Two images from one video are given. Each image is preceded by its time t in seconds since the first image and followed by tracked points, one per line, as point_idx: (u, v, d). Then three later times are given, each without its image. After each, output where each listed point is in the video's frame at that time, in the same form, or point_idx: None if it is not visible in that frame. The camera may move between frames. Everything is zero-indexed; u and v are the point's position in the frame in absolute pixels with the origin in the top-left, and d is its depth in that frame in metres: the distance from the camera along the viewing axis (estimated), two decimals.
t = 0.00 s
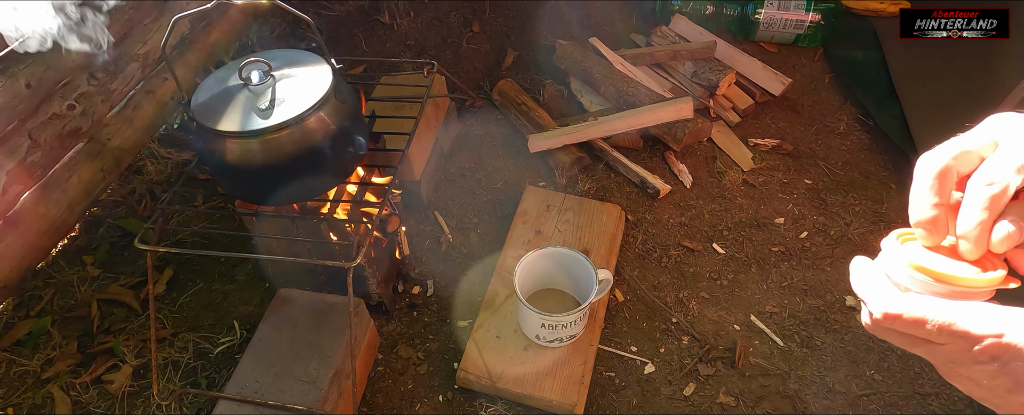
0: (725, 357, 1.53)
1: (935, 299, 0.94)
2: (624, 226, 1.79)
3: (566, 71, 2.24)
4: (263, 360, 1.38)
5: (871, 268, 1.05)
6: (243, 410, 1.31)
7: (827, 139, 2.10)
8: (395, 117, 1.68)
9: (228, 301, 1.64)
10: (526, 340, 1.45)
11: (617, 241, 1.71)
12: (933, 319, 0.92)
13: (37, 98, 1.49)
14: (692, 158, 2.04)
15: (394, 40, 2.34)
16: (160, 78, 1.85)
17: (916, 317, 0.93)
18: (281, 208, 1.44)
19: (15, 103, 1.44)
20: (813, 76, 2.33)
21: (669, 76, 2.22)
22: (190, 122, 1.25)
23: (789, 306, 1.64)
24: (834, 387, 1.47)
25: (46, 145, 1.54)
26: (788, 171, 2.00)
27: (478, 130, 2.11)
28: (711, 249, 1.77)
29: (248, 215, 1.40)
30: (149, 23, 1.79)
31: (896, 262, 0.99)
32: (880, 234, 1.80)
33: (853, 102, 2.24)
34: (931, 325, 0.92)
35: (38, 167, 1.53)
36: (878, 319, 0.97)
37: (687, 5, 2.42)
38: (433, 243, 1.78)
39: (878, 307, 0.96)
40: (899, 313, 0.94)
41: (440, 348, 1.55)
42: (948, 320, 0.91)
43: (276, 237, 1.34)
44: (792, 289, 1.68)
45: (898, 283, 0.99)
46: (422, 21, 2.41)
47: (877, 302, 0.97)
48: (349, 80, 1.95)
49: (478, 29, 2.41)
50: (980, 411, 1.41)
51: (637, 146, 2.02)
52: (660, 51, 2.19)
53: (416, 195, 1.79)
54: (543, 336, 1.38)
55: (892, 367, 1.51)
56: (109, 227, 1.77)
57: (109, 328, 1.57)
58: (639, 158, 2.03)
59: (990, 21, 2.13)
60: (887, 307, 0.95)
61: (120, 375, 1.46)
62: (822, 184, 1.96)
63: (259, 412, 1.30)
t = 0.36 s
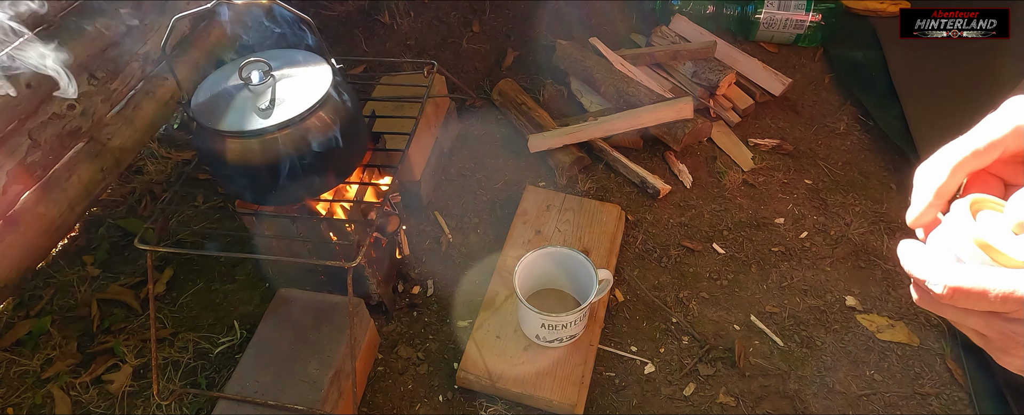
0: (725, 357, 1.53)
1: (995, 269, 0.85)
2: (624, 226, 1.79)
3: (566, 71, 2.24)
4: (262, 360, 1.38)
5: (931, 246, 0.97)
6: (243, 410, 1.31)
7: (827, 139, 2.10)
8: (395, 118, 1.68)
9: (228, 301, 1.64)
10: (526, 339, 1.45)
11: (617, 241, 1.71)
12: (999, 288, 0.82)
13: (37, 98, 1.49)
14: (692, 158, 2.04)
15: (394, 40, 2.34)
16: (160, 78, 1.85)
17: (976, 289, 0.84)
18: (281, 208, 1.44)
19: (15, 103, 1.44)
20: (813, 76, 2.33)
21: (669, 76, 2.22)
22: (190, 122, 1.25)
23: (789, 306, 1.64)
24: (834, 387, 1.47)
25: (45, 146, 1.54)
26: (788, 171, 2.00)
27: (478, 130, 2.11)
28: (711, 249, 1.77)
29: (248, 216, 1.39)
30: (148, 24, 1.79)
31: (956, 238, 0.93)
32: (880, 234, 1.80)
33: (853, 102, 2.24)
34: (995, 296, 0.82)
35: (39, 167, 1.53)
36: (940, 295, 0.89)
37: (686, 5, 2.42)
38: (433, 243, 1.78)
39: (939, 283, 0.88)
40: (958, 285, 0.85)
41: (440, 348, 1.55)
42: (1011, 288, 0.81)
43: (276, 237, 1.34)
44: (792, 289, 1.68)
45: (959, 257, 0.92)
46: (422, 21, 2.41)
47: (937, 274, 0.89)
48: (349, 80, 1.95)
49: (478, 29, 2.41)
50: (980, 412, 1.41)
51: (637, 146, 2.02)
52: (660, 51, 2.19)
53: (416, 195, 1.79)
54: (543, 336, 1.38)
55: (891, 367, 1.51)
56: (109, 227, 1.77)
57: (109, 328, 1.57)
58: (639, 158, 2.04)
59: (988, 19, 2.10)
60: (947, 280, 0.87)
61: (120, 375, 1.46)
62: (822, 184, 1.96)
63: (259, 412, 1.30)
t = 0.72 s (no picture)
0: (725, 357, 1.53)
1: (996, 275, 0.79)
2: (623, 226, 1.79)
3: (566, 71, 2.24)
4: (262, 360, 1.38)
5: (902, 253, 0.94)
6: (243, 410, 1.31)
7: (827, 139, 2.10)
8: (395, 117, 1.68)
9: (228, 301, 1.64)
10: (526, 339, 1.45)
11: (617, 241, 1.71)
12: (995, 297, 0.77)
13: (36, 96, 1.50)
14: (692, 158, 2.04)
15: (394, 40, 2.34)
16: (161, 78, 1.85)
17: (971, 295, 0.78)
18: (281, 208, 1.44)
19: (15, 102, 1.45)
20: (813, 76, 2.33)
21: (669, 76, 2.22)
22: (191, 122, 1.25)
23: (789, 306, 1.64)
24: (834, 387, 1.47)
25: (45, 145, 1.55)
26: (788, 171, 2.00)
27: (478, 130, 2.11)
28: (711, 249, 1.77)
29: (248, 215, 1.39)
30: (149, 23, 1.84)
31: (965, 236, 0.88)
32: (881, 234, 1.80)
33: (853, 102, 2.24)
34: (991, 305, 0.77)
35: (38, 167, 1.55)
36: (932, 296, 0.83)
37: (687, 5, 2.42)
38: (433, 243, 1.78)
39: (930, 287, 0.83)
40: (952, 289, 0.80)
41: (440, 348, 1.55)
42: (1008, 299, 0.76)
43: (276, 237, 1.33)
44: (792, 289, 1.68)
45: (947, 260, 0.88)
46: (422, 21, 2.41)
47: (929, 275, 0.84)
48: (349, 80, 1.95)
49: (478, 29, 2.41)
50: (981, 412, 1.41)
51: (637, 146, 2.02)
52: (660, 51, 2.19)
53: (416, 195, 1.79)
54: (543, 336, 1.38)
55: (892, 367, 1.51)
56: (109, 227, 1.77)
57: (109, 328, 1.57)
58: (639, 158, 2.04)
59: (989, 20, 2.11)
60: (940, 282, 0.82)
61: (120, 375, 1.46)
62: (822, 184, 1.96)
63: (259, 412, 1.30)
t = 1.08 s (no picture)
0: (725, 357, 1.53)
1: None
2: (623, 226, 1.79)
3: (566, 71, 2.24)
4: (262, 360, 1.38)
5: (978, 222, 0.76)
6: (243, 410, 1.31)
7: (827, 139, 2.10)
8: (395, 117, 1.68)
9: (228, 301, 1.64)
10: (526, 340, 1.45)
11: (617, 241, 1.71)
12: None
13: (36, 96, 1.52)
14: (692, 158, 2.04)
15: (394, 40, 2.34)
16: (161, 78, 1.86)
17: None
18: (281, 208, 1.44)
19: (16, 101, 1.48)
20: (813, 76, 2.33)
21: (669, 76, 2.22)
22: (191, 122, 1.25)
23: (789, 306, 1.64)
24: (834, 387, 1.47)
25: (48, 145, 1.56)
26: (788, 171, 2.00)
27: (478, 130, 2.11)
28: (711, 249, 1.77)
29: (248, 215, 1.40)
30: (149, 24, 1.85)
31: None
32: (881, 234, 1.80)
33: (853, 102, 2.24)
34: None
35: (38, 166, 1.54)
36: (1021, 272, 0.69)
37: (687, 5, 2.42)
38: (433, 243, 1.78)
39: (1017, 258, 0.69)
40: None
41: (440, 348, 1.55)
42: None
43: (276, 237, 1.33)
44: (792, 289, 1.68)
45: None
46: (422, 21, 2.42)
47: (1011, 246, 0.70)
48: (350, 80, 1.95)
49: (478, 29, 2.41)
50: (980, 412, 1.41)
51: (636, 146, 2.02)
52: (661, 51, 2.19)
53: (416, 195, 1.79)
54: (542, 336, 1.38)
55: (892, 367, 1.51)
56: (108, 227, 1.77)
57: (109, 328, 1.57)
58: (639, 158, 2.04)
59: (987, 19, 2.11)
60: None
61: (121, 374, 1.46)
62: (822, 184, 1.96)
63: (259, 412, 1.30)
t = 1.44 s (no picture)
0: (725, 357, 1.53)
1: None
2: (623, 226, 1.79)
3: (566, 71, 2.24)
4: (262, 360, 1.38)
5: None
6: (243, 410, 1.30)
7: (827, 140, 2.10)
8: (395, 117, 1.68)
9: (228, 301, 1.64)
10: (526, 340, 1.45)
11: (617, 241, 1.71)
12: None
13: (36, 98, 1.54)
14: (692, 158, 2.04)
15: (394, 40, 2.34)
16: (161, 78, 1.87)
17: None
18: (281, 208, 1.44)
19: (15, 102, 1.49)
20: (813, 76, 2.33)
21: (669, 76, 2.22)
22: (191, 122, 1.25)
23: (789, 306, 1.64)
24: (834, 387, 1.47)
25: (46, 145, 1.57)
26: (788, 171, 2.00)
27: (478, 130, 2.11)
28: (711, 249, 1.77)
29: (248, 215, 1.39)
30: (149, 23, 1.85)
31: None
32: (881, 234, 1.80)
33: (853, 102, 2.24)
34: None
35: (38, 167, 1.56)
36: None
37: (687, 5, 2.42)
38: (433, 243, 1.78)
39: None
40: None
41: (440, 348, 1.55)
42: None
43: (276, 237, 1.33)
44: (792, 289, 1.68)
45: None
46: (422, 21, 2.42)
47: None
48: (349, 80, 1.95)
49: (478, 29, 2.41)
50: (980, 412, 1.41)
51: (637, 146, 2.02)
52: (661, 51, 2.19)
53: (416, 195, 1.79)
54: (543, 336, 1.38)
55: (892, 367, 1.51)
56: (109, 227, 1.77)
57: (109, 328, 1.57)
58: (639, 158, 2.04)
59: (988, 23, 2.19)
60: None
61: (120, 374, 1.46)
62: (822, 185, 1.96)
63: (259, 412, 1.30)
